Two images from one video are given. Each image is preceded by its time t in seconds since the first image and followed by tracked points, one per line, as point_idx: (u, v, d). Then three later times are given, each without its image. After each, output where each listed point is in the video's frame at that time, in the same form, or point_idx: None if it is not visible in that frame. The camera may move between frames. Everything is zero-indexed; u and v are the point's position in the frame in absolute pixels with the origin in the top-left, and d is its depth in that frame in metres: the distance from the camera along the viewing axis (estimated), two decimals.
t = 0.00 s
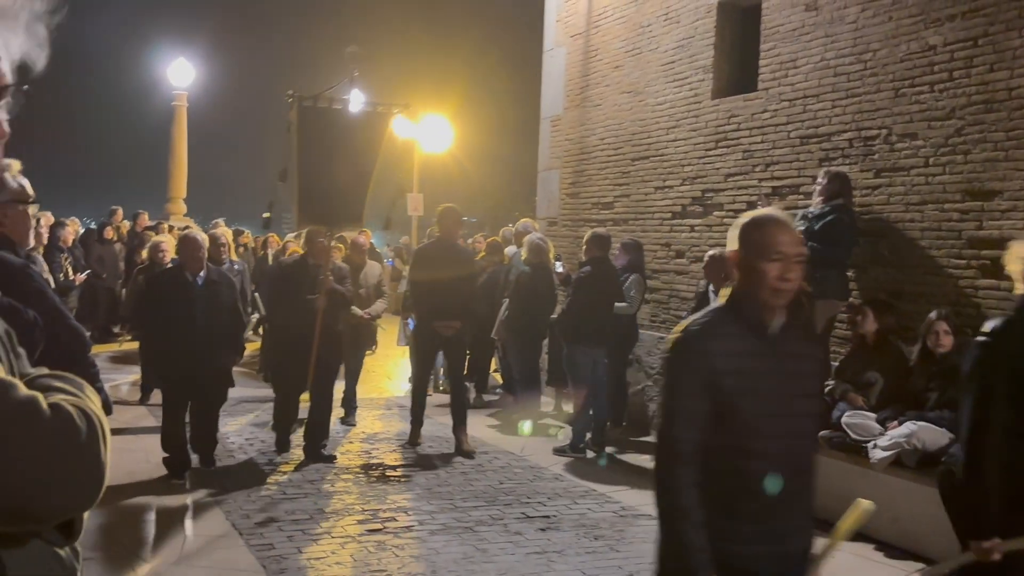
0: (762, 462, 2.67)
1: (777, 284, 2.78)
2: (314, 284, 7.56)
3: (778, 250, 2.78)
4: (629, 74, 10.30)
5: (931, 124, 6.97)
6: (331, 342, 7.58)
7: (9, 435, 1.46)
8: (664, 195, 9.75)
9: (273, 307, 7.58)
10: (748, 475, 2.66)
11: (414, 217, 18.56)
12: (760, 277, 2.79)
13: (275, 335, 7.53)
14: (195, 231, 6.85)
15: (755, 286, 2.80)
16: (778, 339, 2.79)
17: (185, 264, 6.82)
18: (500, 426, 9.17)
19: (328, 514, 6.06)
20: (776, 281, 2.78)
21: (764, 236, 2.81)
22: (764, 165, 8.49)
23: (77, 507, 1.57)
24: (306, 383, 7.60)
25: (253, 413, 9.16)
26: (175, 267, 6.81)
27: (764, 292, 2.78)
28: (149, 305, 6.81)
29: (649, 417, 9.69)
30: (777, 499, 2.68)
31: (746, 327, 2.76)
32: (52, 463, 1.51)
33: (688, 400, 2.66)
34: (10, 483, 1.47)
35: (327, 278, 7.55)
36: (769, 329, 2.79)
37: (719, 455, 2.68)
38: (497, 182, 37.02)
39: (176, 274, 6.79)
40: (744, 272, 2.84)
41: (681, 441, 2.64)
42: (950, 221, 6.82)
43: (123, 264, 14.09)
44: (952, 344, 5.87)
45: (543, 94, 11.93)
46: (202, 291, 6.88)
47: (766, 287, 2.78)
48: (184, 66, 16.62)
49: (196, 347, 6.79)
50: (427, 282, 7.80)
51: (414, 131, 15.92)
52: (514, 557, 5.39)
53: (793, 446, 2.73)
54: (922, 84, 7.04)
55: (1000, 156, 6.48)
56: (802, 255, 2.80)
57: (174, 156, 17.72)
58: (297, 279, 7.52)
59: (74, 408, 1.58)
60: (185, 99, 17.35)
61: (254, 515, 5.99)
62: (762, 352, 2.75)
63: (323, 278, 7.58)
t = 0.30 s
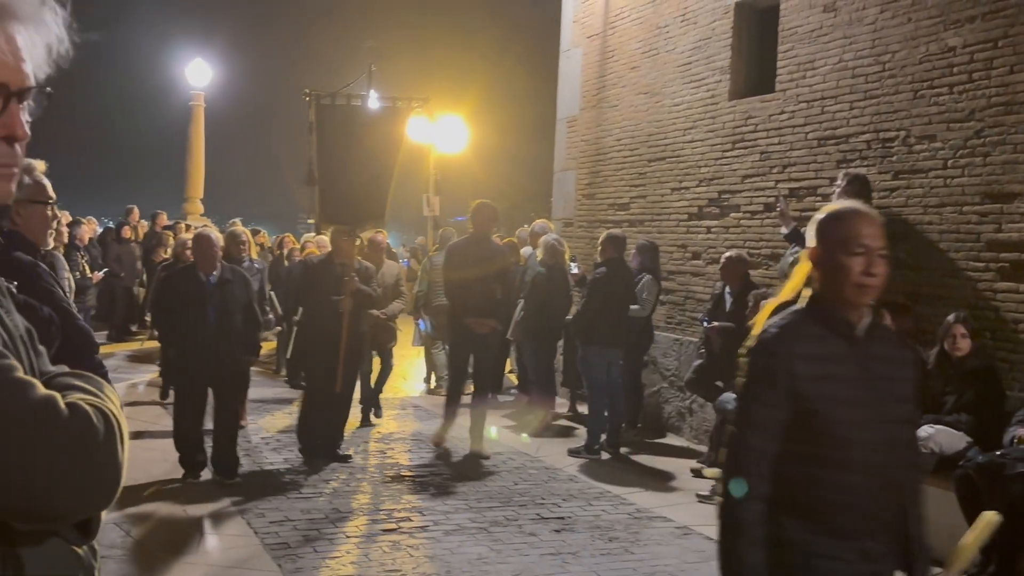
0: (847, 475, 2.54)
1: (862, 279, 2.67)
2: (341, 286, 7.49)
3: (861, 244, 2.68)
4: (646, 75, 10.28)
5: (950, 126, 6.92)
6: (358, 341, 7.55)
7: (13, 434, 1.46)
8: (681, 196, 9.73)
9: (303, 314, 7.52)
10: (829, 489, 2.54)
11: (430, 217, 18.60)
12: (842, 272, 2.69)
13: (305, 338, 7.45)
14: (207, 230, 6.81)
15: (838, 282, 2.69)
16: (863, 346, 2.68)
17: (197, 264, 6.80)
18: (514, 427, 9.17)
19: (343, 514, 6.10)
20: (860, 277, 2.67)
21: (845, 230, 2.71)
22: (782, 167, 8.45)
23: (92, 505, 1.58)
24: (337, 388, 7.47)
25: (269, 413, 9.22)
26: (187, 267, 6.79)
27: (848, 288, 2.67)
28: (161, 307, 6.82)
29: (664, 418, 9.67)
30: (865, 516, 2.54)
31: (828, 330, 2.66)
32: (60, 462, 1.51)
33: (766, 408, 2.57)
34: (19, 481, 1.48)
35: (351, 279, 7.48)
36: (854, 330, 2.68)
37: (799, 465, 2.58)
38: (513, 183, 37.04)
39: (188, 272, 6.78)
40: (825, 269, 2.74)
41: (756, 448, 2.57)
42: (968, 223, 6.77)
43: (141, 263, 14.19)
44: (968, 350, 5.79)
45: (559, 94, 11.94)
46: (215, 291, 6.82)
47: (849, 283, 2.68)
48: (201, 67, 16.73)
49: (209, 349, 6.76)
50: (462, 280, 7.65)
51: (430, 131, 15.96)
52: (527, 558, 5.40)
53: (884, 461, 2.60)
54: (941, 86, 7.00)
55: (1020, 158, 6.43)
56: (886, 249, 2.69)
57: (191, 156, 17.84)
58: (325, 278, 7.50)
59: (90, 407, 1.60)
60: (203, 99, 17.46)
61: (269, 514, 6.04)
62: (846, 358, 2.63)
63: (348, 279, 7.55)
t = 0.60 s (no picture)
0: (928, 510, 2.41)
1: (943, 293, 2.53)
2: (354, 291, 7.36)
3: (938, 255, 2.54)
4: (658, 77, 10.26)
5: (965, 127, 6.87)
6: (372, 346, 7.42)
7: (19, 434, 1.44)
8: (692, 198, 9.70)
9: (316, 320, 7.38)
10: (911, 525, 2.41)
11: (441, 218, 18.62)
12: (920, 285, 2.54)
13: (318, 346, 7.27)
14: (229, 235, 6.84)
15: (918, 298, 2.53)
16: (942, 368, 2.54)
17: (219, 269, 6.84)
18: (525, 429, 9.16)
19: (353, 515, 6.10)
20: (941, 290, 2.52)
21: (920, 242, 2.57)
22: (794, 169, 8.40)
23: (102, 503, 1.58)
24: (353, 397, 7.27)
25: (280, 415, 9.24)
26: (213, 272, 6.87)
27: (928, 304, 2.53)
28: (182, 311, 6.88)
29: (675, 421, 9.64)
30: (954, 554, 2.41)
31: (906, 355, 2.53)
32: (65, 460, 1.50)
33: (841, 439, 2.46)
34: (19, 480, 1.46)
35: (367, 285, 7.32)
36: (932, 351, 2.55)
37: (880, 499, 2.46)
38: (524, 184, 37.04)
39: (211, 277, 6.85)
40: (900, 284, 2.58)
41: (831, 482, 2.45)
42: (982, 225, 6.71)
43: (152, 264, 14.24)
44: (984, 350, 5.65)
45: (570, 96, 11.93)
46: (233, 297, 6.81)
47: (928, 296, 2.53)
48: (212, 68, 16.81)
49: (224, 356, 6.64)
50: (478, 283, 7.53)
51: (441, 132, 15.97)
52: (537, 560, 5.38)
53: (969, 494, 2.47)
54: (955, 87, 6.95)
55: None
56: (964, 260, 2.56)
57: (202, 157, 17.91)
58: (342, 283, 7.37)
59: (98, 408, 1.61)
60: (214, 100, 17.53)
61: (279, 516, 6.05)
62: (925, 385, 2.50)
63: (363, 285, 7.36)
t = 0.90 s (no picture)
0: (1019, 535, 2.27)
1: None
2: (365, 293, 7.17)
3: (1017, 252, 2.37)
4: (665, 78, 10.23)
5: (974, 128, 6.84)
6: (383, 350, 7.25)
7: (28, 435, 1.44)
8: (700, 200, 9.68)
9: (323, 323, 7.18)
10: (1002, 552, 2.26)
11: (448, 219, 18.63)
12: (1001, 285, 2.36)
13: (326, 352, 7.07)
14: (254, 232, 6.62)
15: (998, 301, 2.36)
16: None
17: (240, 267, 6.64)
18: (532, 432, 9.15)
19: (361, 518, 6.10)
20: None
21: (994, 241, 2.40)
22: (803, 170, 8.37)
23: (115, 504, 1.58)
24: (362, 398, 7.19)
25: (287, 418, 9.25)
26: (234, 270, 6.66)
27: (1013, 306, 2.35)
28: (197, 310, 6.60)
29: (684, 423, 9.62)
30: None
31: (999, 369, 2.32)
32: (76, 459, 1.50)
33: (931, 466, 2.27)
34: (26, 483, 1.45)
35: (377, 288, 7.14)
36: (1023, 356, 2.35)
37: (983, 531, 2.28)
38: (531, 186, 37.04)
39: (232, 278, 6.62)
40: (974, 288, 2.42)
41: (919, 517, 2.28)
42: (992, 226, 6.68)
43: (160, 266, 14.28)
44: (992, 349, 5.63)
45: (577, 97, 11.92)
46: (256, 298, 6.62)
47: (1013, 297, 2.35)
48: (219, 70, 16.83)
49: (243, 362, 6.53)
50: (492, 285, 7.47)
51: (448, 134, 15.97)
52: (544, 563, 5.37)
53: None
54: (964, 88, 6.92)
55: None
56: None
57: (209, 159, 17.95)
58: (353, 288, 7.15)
59: (108, 411, 1.61)
60: (221, 102, 17.57)
61: (286, 519, 6.06)
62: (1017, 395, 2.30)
63: (374, 286, 7.16)
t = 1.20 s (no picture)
0: None
1: None
2: (382, 301, 7.03)
3: None
4: (668, 80, 10.23)
5: (977, 130, 6.83)
6: (404, 355, 7.03)
7: (32, 438, 1.44)
8: (703, 202, 9.67)
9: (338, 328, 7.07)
10: None
11: (451, 222, 18.63)
12: None
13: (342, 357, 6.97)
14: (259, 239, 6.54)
15: None
16: None
17: (246, 275, 6.53)
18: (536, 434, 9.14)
19: (364, 521, 6.10)
20: None
21: None
22: (806, 172, 8.36)
23: (119, 507, 1.59)
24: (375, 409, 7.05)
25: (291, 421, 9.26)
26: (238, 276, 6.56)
27: None
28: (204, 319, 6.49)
29: (687, 425, 9.62)
30: None
31: None
32: (79, 463, 1.50)
33: None
34: (30, 486, 1.45)
35: (393, 296, 6.91)
36: None
37: None
38: (534, 188, 37.05)
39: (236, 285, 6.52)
40: None
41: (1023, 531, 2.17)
42: (995, 227, 6.68)
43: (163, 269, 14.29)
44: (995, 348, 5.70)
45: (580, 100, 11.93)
46: (261, 303, 6.51)
47: None
48: (223, 73, 16.85)
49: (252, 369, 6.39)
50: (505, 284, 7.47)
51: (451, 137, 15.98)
52: (548, 566, 5.37)
53: None
54: (967, 89, 6.91)
55: None
56: None
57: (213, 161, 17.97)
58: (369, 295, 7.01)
59: (110, 415, 1.62)
60: (225, 105, 17.58)
61: (289, 522, 6.06)
62: None
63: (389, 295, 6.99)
